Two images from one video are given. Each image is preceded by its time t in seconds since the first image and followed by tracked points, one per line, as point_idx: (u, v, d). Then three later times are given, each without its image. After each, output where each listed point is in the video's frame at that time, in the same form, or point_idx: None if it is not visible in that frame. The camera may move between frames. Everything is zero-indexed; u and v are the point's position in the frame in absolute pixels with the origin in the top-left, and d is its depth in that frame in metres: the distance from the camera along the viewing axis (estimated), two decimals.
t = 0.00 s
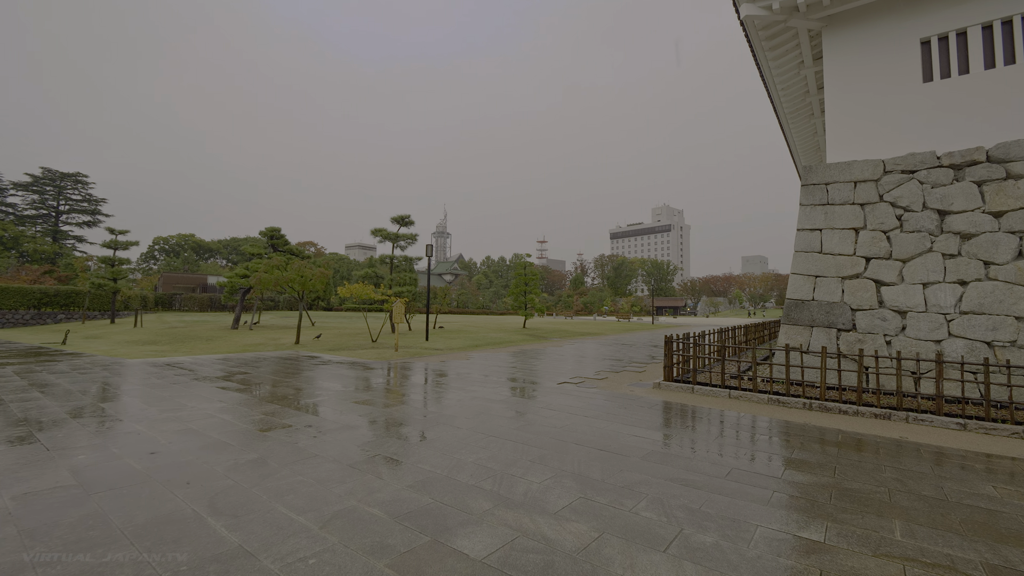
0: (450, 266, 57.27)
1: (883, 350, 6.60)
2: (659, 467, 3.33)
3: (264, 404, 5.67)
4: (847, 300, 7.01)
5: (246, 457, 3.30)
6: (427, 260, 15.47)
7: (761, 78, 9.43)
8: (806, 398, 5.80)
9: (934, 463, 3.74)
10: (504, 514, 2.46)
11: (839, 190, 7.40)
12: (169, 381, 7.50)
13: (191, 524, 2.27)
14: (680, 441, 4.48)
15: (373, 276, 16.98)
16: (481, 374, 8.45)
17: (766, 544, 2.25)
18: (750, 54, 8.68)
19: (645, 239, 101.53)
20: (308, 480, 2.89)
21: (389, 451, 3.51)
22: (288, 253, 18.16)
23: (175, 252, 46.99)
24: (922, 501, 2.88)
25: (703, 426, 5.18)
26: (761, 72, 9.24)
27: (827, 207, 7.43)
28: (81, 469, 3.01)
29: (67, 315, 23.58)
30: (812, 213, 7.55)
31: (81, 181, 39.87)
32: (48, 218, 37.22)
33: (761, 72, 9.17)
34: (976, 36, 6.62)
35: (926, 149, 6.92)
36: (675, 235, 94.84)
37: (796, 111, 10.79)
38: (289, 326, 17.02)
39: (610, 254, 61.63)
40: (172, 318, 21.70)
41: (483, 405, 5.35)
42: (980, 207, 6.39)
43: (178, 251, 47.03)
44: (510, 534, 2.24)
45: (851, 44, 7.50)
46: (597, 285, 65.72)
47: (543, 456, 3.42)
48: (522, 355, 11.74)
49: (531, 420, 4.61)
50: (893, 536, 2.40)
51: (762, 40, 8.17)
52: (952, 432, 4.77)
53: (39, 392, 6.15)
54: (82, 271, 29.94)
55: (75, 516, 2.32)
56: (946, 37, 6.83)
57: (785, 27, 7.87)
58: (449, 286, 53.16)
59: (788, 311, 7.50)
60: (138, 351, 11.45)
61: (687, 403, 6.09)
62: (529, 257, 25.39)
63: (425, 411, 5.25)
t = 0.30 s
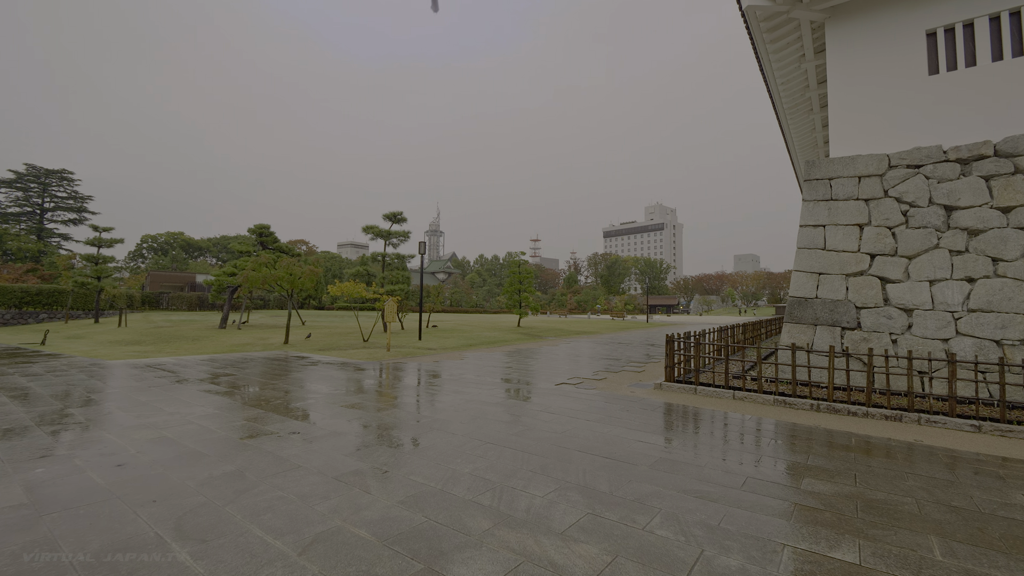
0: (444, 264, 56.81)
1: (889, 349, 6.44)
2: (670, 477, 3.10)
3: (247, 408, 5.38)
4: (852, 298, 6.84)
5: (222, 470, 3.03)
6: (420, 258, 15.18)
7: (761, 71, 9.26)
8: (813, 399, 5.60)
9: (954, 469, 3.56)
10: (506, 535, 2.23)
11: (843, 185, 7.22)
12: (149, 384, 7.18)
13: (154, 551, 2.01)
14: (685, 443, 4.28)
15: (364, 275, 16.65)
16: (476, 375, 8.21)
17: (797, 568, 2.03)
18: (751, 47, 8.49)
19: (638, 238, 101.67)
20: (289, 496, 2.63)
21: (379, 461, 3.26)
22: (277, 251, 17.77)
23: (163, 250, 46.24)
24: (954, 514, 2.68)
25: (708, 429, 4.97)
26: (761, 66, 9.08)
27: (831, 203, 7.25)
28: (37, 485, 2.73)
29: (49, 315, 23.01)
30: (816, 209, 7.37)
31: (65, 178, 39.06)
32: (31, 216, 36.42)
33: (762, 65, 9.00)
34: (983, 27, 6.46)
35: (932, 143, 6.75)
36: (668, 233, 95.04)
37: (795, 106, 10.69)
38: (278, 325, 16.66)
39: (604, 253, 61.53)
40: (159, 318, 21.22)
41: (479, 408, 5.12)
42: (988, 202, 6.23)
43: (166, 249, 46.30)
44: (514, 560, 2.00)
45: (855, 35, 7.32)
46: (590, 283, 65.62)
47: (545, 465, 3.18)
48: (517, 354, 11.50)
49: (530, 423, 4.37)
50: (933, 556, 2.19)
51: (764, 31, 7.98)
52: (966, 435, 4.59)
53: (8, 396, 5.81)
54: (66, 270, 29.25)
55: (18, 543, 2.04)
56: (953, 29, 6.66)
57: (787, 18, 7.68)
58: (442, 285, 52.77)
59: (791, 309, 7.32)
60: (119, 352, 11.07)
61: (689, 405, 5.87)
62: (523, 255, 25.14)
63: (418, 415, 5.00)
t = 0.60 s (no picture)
0: (432, 263, 56.31)
1: (889, 349, 6.29)
2: (678, 489, 2.88)
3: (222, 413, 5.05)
4: (850, 297, 6.70)
5: (186, 486, 2.73)
6: (408, 257, 14.85)
7: (757, 67, 9.13)
8: (815, 401, 5.41)
9: (972, 475, 3.38)
10: (504, 561, 1.98)
11: (842, 181, 7.08)
12: (120, 388, 6.80)
13: None
14: (688, 448, 4.06)
15: (350, 273, 16.23)
16: (466, 377, 7.93)
17: None
18: (748, 41, 8.36)
19: (627, 238, 102.03)
20: (259, 517, 2.35)
21: (362, 474, 2.98)
22: (261, 249, 17.32)
23: (145, 249, 45.21)
24: (984, 529, 2.49)
25: (709, 432, 4.77)
26: (757, 61, 8.97)
27: (829, 200, 7.11)
28: None
29: (22, 314, 22.24)
30: (814, 206, 7.23)
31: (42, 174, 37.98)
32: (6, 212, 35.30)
33: (758, 60, 8.87)
34: (984, 22, 6.36)
35: (931, 139, 6.64)
36: (656, 234, 95.52)
37: (789, 103, 10.64)
38: (261, 325, 16.21)
39: (593, 252, 61.54)
40: (138, 318, 20.59)
41: (470, 412, 4.85)
42: (989, 200, 6.13)
43: (148, 247, 45.29)
44: None
45: (854, 29, 7.19)
46: (580, 283, 65.59)
47: (543, 477, 2.94)
48: (508, 355, 11.26)
49: (524, 429, 4.12)
50: None
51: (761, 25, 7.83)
52: (974, 437, 4.44)
53: None
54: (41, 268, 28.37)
55: None
56: (953, 23, 6.56)
57: (785, 11, 7.55)
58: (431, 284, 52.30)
59: (788, 308, 7.15)
60: (92, 353, 10.60)
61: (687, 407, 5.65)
62: (513, 254, 24.90)
63: (405, 421, 4.72)
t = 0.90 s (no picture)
0: (395, 263, 55.14)
1: (849, 348, 6.40)
2: (658, 500, 2.69)
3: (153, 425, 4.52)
4: (812, 297, 6.78)
5: (94, 518, 2.31)
6: (368, 256, 14.30)
7: (721, 69, 9.22)
8: (782, 401, 5.36)
9: (943, 475, 3.36)
10: None
11: (804, 183, 7.19)
12: (37, 398, 6.07)
13: None
14: (663, 451, 3.89)
15: (306, 272, 15.45)
16: (430, 380, 7.57)
17: None
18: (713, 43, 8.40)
19: (590, 239, 103.44)
20: (179, 555, 1.97)
21: (309, 495, 2.63)
22: (209, 246, 16.29)
23: (81, 245, 42.08)
24: (967, 533, 2.42)
25: (681, 435, 4.65)
26: (721, 64, 9.04)
27: (792, 201, 7.20)
28: None
29: None
30: (777, 207, 7.30)
31: None
32: None
33: (722, 62, 8.94)
34: (935, 31, 6.58)
35: (888, 143, 6.82)
36: (618, 235, 97.31)
37: (750, 107, 10.86)
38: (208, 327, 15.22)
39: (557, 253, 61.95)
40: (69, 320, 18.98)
41: (434, 417, 4.54)
42: (941, 203, 6.34)
43: (83, 244, 42.17)
44: None
45: (815, 34, 7.31)
46: (544, 284, 65.89)
47: (514, 492, 2.69)
48: (472, 356, 10.96)
49: (492, 436, 3.84)
50: None
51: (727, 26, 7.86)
52: (935, 434, 4.50)
53: None
54: None
55: None
56: (908, 31, 6.76)
57: (750, 13, 7.59)
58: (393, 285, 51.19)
59: (753, 308, 7.17)
60: (10, 359, 9.56)
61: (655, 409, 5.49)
62: (477, 254, 24.59)
63: (363, 429, 4.36)
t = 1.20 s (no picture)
0: (372, 263, 54.22)
1: (835, 346, 6.33)
2: (656, 514, 2.46)
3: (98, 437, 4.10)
4: (797, 295, 6.70)
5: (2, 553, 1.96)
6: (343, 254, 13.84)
7: (703, 66, 9.12)
8: (771, 401, 5.21)
9: (945, 478, 3.23)
10: None
11: (788, 180, 7.11)
12: None
13: None
14: (655, 456, 3.68)
15: (277, 272, 14.85)
16: (408, 383, 7.24)
17: None
18: (697, 39, 8.29)
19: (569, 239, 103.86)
20: None
21: (266, 518, 2.31)
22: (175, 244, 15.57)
23: (39, 244, 40.11)
24: (986, 544, 2.26)
25: (671, 438, 4.45)
26: (704, 61, 8.96)
27: (776, 198, 7.12)
28: None
29: None
30: (762, 204, 7.20)
31: None
32: None
33: (705, 58, 8.84)
34: (917, 29, 6.57)
35: (871, 140, 6.79)
36: (597, 235, 97.97)
37: (731, 105, 10.84)
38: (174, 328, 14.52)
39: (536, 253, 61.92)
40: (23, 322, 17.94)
41: (411, 424, 4.23)
42: (923, 200, 6.33)
43: (42, 242, 40.19)
44: None
45: (799, 30, 7.24)
46: (523, 283, 65.80)
47: (499, 510, 2.42)
48: (452, 357, 10.65)
49: (474, 444, 3.57)
50: None
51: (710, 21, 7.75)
52: (926, 434, 4.41)
53: None
54: None
55: None
56: (890, 29, 6.75)
57: (734, 8, 7.49)
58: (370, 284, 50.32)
59: (738, 306, 7.05)
60: None
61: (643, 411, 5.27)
62: (456, 253, 24.23)
63: (334, 438, 4.03)
